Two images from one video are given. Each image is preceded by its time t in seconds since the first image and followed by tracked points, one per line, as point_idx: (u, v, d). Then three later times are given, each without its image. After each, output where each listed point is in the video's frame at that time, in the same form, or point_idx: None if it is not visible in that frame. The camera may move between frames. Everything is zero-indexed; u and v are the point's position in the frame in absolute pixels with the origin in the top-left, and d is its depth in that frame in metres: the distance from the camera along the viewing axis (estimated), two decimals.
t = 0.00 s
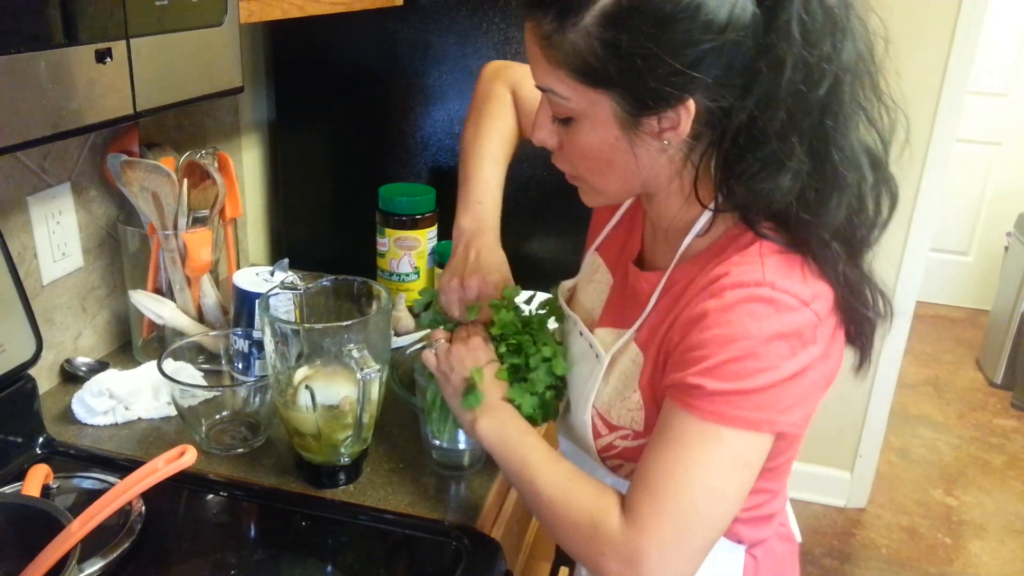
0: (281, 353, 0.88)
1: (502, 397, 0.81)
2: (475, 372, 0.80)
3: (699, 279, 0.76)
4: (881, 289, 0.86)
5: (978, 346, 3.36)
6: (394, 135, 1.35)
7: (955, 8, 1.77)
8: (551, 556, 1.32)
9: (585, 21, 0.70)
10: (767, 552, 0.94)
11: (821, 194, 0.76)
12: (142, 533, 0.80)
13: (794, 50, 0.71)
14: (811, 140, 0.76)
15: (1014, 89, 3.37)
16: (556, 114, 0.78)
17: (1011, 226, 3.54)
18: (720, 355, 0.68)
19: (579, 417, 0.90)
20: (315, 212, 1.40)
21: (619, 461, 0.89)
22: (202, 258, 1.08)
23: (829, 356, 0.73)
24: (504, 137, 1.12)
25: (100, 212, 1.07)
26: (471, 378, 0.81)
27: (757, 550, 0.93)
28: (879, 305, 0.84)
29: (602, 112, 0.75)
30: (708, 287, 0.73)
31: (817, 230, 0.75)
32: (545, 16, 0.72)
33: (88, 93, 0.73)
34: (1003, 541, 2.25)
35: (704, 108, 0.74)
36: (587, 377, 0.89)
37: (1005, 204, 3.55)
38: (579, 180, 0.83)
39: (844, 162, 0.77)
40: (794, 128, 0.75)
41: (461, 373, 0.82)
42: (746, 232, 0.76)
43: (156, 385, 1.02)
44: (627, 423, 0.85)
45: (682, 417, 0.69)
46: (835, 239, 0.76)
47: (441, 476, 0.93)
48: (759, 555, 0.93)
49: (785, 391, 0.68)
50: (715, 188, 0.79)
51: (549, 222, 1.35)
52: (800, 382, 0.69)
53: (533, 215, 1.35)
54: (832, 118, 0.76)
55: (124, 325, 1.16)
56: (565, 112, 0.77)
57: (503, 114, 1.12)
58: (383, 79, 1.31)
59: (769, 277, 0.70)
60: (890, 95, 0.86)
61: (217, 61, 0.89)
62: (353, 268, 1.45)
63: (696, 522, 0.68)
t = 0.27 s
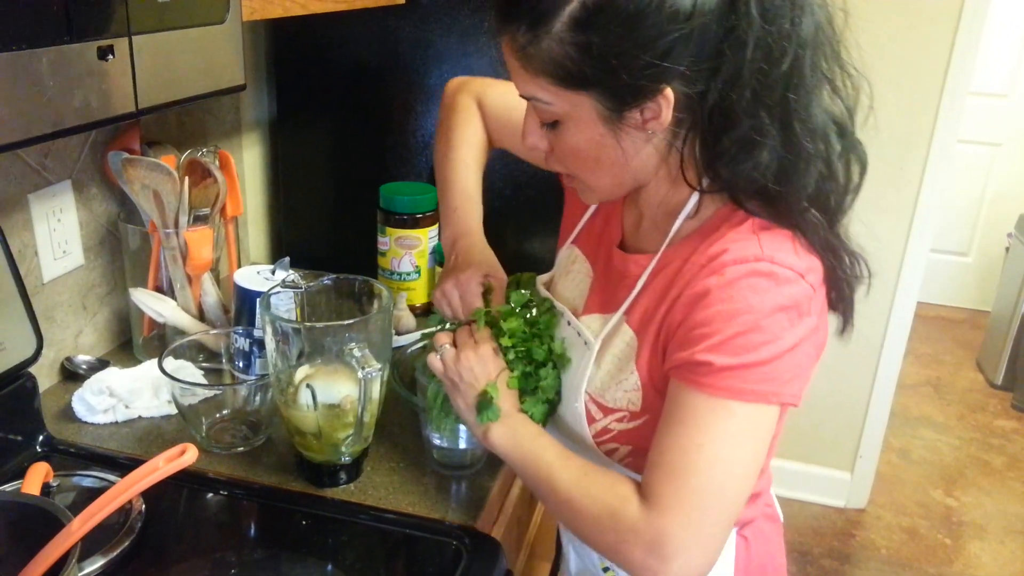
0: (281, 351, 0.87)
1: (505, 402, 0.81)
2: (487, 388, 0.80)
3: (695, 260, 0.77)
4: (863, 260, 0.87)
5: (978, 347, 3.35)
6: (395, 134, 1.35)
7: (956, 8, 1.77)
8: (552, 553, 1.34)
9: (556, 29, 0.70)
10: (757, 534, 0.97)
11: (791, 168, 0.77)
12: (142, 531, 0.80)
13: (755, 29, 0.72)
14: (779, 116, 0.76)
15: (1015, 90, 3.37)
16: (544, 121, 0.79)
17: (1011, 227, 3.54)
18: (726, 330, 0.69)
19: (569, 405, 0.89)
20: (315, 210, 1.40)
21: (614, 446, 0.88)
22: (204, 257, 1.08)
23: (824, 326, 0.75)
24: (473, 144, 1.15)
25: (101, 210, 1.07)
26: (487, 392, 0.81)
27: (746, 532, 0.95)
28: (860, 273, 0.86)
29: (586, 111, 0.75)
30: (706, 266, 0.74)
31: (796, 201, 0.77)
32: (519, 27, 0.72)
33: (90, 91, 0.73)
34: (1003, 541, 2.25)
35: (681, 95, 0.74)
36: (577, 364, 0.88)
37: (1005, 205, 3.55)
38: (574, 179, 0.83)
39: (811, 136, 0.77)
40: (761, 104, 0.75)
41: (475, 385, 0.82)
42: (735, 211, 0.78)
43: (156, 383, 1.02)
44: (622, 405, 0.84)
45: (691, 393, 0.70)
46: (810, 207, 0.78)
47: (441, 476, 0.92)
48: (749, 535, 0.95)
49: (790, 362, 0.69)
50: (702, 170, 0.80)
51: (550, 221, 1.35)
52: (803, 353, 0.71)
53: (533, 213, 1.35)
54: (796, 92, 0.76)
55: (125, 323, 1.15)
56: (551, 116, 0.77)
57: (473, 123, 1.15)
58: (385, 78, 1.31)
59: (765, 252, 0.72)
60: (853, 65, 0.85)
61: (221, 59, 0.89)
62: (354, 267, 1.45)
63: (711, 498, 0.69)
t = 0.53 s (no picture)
0: (281, 350, 0.87)
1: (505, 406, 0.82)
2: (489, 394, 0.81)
3: (686, 250, 0.77)
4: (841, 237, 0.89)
5: (977, 345, 3.35)
6: (394, 133, 1.34)
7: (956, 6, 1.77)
8: (551, 551, 1.34)
9: (538, 29, 0.70)
10: (752, 525, 0.97)
11: (772, 152, 0.77)
12: (141, 531, 0.80)
13: (735, 16, 0.71)
14: (759, 103, 0.76)
15: (1014, 88, 3.36)
16: (532, 121, 0.78)
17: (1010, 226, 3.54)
18: (722, 319, 0.68)
19: (564, 402, 0.89)
20: (313, 209, 1.40)
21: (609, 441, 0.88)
22: (202, 255, 1.07)
23: (816, 310, 0.75)
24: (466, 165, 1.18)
25: (99, 208, 1.07)
26: (486, 398, 0.81)
27: (742, 523, 0.95)
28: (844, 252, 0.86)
29: (574, 107, 0.74)
30: (697, 256, 0.74)
31: (780, 183, 0.77)
32: (501, 32, 0.72)
33: (88, 89, 0.73)
34: (1001, 540, 2.25)
35: (666, 84, 0.74)
36: (570, 359, 0.88)
37: (1004, 204, 3.55)
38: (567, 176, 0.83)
39: (790, 121, 0.78)
40: (741, 89, 0.75)
41: (474, 391, 0.83)
42: (723, 201, 0.78)
43: (155, 382, 1.02)
44: (617, 399, 0.84)
45: (692, 383, 0.70)
46: (793, 189, 0.79)
47: (439, 475, 0.92)
48: (745, 527, 0.95)
49: (787, 346, 0.69)
50: (689, 160, 0.79)
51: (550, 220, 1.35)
52: (799, 337, 0.71)
53: (532, 211, 1.35)
54: (775, 76, 0.76)
55: (123, 322, 1.15)
56: (538, 116, 0.77)
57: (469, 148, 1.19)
58: (385, 76, 1.31)
59: (756, 239, 0.72)
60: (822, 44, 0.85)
61: (219, 57, 0.89)
62: (353, 265, 1.44)
63: (717, 488, 0.70)
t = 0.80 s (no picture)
0: (281, 353, 0.87)
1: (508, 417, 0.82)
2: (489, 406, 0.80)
3: (677, 252, 0.77)
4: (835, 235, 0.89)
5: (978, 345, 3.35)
6: (393, 135, 1.34)
7: (955, 5, 1.77)
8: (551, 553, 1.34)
9: (525, 35, 0.70)
10: (750, 525, 0.97)
11: (759, 151, 0.77)
12: (141, 533, 0.80)
13: (718, 14, 0.72)
14: (745, 101, 0.76)
15: (1014, 87, 3.36)
16: (523, 126, 0.78)
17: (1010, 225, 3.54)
18: (715, 322, 0.68)
19: (560, 403, 0.89)
20: (313, 211, 1.40)
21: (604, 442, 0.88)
22: (202, 258, 1.07)
23: (809, 308, 0.75)
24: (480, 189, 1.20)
25: (99, 211, 1.07)
26: (488, 409, 0.81)
27: (742, 522, 0.95)
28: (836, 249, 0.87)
29: (563, 110, 0.74)
30: (689, 259, 0.74)
31: (767, 179, 0.77)
32: (489, 38, 0.73)
33: (86, 92, 0.73)
34: (1002, 539, 2.25)
35: (654, 84, 0.74)
36: (566, 362, 0.88)
37: (1004, 203, 3.55)
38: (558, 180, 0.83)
39: (776, 119, 0.78)
40: (725, 88, 0.75)
41: (476, 400, 0.82)
42: (714, 202, 0.78)
43: (155, 384, 1.02)
44: (613, 400, 0.84)
45: (687, 388, 0.70)
46: (780, 188, 0.79)
47: (438, 476, 0.92)
48: (744, 526, 0.95)
49: (781, 347, 0.69)
50: (679, 161, 0.79)
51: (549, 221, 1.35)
52: (793, 337, 0.71)
53: (531, 212, 1.36)
54: (759, 74, 0.76)
55: (124, 325, 1.15)
56: (529, 121, 0.77)
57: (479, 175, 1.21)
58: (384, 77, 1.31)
59: (747, 240, 0.72)
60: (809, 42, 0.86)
61: (218, 59, 0.89)
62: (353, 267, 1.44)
63: (716, 489, 0.70)
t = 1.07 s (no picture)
0: (281, 352, 0.87)
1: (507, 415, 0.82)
2: (490, 404, 0.81)
3: (681, 252, 0.77)
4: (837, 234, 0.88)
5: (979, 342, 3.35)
6: (393, 134, 1.34)
7: (955, 2, 1.77)
8: (552, 552, 1.35)
9: (528, 37, 0.71)
10: (751, 523, 0.97)
11: (758, 151, 0.77)
12: (142, 533, 0.80)
13: (718, 13, 0.72)
14: (746, 100, 0.76)
15: (1014, 84, 3.36)
16: (526, 127, 0.78)
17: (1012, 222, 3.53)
18: (719, 322, 0.69)
19: (562, 401, 0.89)
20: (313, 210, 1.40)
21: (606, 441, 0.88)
22: (202, 258, 1.08)
23: (812, 307, 0.75)
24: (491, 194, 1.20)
25: (99, 211, 1.07)
26: (489, 407, 0.81)
27: (743, 520, 0.95)
28: (837, 247, 0.87)
29: (566, 110, 0.74)
30: (692, 258, 0.74)
31: (768, 178, 0.77)
32: (491, 40, 0.73)
33: (85, 93, 0.73)
34: (1004, 536, 2.25)
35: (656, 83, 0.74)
36: (567, 360, 0.88)
37: (1006, 199, 3.55)
38: (560, 179, 0.83)
39: (775, 117, 0.77)
40: (726, 87, 0.75)
41: (477, 398, 0.83)
42: (717, 202, 0.78)
43: (156, 384, 1.02)
44: (615, 398, 0.84)
45: (690, 388, 0.70)
46: (781, 186, 0.79)
47: (438, 475, 0.92)
48: (745, 524, 0.95)
49: (784, 347, 0.70)
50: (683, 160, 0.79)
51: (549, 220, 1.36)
52: (795, 337, 0.71)
53: (531, 210, 1.36)
54: (759, 73, 0.76)
55: (124, 324, 1.15)
56: (531, 122, 0.77)
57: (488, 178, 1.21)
58: (383, 77, 1.31)
59: (750, 240, 0.72)
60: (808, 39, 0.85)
61: (217, 59, 0.89)
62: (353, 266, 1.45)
63: (718, 488, 0.70)
